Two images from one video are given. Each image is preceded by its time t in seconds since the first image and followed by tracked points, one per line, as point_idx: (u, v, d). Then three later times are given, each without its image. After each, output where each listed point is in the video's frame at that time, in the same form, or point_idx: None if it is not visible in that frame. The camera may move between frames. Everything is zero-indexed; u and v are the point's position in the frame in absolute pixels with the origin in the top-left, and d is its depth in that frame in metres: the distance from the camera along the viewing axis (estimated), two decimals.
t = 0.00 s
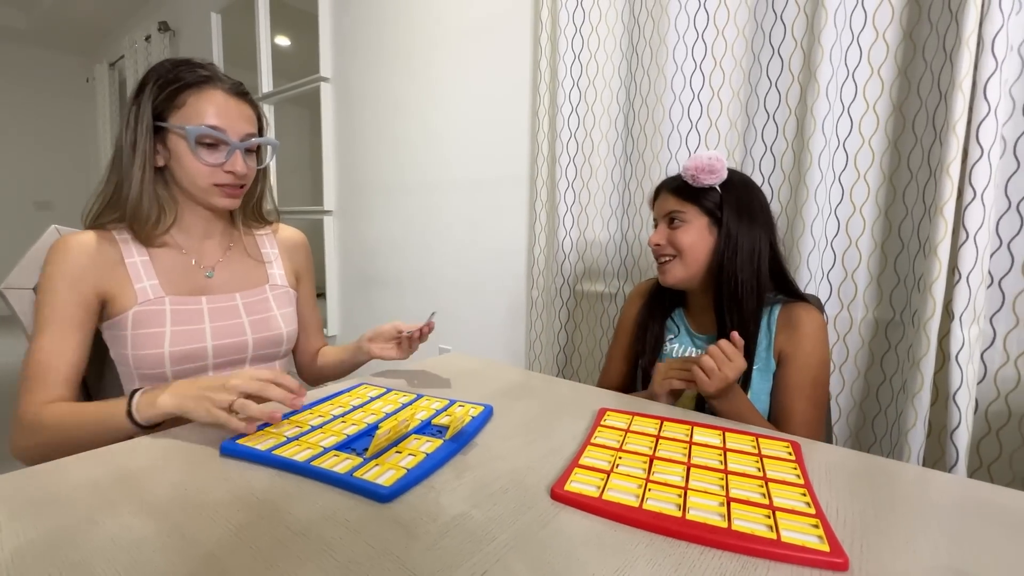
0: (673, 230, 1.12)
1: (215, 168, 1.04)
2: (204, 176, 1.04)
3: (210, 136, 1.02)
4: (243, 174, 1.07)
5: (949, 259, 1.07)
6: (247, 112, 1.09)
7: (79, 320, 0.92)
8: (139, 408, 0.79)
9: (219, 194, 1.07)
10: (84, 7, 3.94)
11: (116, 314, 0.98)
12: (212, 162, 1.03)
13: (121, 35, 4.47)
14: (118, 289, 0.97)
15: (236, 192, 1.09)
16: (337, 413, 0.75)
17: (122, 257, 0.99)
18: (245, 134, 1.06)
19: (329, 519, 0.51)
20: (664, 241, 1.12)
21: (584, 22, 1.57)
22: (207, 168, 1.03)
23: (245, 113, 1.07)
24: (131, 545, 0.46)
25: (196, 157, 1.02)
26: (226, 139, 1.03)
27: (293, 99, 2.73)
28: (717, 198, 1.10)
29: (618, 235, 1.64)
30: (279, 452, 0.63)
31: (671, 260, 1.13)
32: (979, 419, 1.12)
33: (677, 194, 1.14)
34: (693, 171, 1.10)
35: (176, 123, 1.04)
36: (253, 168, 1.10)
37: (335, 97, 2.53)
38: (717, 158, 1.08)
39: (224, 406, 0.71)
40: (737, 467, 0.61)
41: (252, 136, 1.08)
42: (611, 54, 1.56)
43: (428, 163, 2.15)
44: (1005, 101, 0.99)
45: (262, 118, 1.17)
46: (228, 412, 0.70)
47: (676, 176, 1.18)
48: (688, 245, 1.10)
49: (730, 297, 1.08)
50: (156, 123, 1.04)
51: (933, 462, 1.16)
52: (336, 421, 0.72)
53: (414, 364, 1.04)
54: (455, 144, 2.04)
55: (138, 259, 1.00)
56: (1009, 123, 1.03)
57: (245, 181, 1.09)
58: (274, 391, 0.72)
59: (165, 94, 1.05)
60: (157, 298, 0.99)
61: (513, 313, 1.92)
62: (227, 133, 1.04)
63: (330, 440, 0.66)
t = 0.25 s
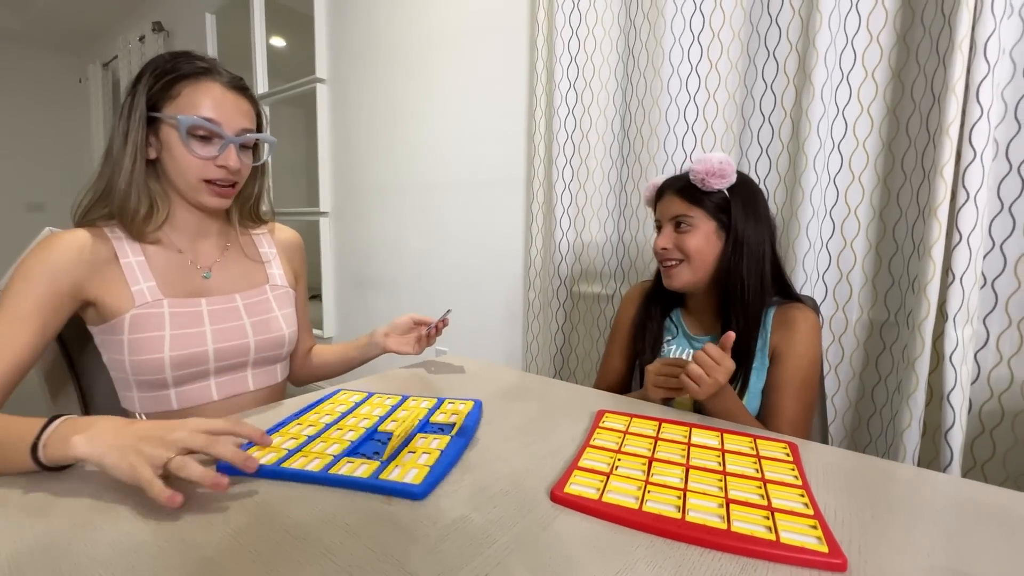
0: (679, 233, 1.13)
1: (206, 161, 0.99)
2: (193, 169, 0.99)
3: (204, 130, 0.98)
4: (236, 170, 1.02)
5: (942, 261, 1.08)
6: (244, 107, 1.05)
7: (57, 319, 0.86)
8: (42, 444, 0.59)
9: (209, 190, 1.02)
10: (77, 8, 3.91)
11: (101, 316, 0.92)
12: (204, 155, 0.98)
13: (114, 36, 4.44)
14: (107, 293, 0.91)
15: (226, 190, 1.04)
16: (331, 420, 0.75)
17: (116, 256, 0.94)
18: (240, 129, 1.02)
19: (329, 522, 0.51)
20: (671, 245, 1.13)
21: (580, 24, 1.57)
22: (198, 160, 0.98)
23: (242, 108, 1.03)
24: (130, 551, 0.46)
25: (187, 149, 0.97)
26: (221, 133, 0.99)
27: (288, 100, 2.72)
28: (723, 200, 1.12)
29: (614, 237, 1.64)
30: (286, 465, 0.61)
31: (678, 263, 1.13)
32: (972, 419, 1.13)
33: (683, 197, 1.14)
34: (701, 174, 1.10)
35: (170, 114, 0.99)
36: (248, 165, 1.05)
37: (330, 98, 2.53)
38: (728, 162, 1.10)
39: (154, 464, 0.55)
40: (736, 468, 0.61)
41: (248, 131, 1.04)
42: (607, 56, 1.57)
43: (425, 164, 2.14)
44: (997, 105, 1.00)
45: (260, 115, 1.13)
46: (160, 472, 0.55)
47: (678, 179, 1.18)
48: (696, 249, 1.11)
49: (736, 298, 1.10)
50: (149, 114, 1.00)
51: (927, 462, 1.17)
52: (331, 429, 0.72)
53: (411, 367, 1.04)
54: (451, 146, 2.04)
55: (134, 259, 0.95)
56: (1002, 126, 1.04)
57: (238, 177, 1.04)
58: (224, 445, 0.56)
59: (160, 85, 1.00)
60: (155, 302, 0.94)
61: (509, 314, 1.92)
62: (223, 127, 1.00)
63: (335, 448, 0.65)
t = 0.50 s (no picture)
0: (680, 238, 1.13)
1: (216, 172, 0.96)
2: (203, 179, 0.96)
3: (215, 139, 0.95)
4: (245, 180, 1.00)
5: (934, 265, 1.09)
6: (253, 114, 1.02)
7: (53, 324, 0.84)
8: (32, 459, 0.55)
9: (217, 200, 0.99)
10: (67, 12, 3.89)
11: (97, 323, 0.91)
12: (214, 166, 0.96)
13: (105, 40, 4.41)
14: (107, 299, 0.90)
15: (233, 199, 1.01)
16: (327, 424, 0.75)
17: (116, 262, 0.92)
18: (250, 138, 1.00)
19: (323, 533, 0.50)
20: (672, 250, 1.13)
21: (574, 30, 1.58)
22: (208, 171, 0.96)
23: (252, 116, 1.01)
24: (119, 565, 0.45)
25: (198, 159, 0.95)
26: (231, 142, 0.96)
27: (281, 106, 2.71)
28: (723, 203, 1.13)
29: (609, 241, 1.64)
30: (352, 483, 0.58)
31: (679, 268, 1.13)
32: (966, 422, 1.13)
33: (682, 201, 1.14)
34: (702, 176, 1.11)
35: (178, 121, 0.96)
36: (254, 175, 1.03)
37: (324, 103, 2.52)
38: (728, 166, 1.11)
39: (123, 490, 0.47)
40: (734, 474, 0.61)
41: (256, 141, 1.01)
42: (601, 62, 1.57)
43: (419, 169, 2.14)
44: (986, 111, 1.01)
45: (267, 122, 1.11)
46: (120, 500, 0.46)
47: (674, 182, 1.18)
48: (697, 254, 1.11)
49: (734, 301, 1.12)
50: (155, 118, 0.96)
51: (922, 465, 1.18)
52: (325, 434, 0.72)
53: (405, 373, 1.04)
54: (445, 151, 2.04)
55: (134, 265, 0.93)
56: (990, 132, 1.05)
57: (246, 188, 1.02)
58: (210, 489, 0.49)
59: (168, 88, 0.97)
60: (155, 310, 0.93)
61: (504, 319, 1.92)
62: (233, 136, 0.97)
63: (359, 459, 0.64)
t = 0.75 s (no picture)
0: (682, 245, 1.13)
1: (224, 174, 0.95)
2: (210, 181, 0.95)
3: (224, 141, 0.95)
4: (253, 183, 0.99)
5: (932, 263, 1.09)
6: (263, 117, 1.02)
7: (61, 325, 0.82)
8: (79, 438, 0.56)
9: (223, 201, 0.98)
10: (65, 17, 3.89)
11: (100, 325, 0.89)
12: (222, 167, 0.95)
13: (103, 45, 4.42)
14: (112, 299, 0.88)
15: (239, 201, 1.00)
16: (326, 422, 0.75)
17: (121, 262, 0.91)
18: (259, 141, 0.99)
19: (314, 534, 0.50)
20: (673, 257, 1.13)
21: (570, 32, 1.58)
22: (216, 172, 0.95)
23: (262, 119, 1.00)
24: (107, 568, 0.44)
25: (207, 161, 0.94)
26: (241, 145, 0.95)
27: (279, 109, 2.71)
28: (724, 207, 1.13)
29: (606, 242, 1.64)
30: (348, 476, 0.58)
31: (681, 275, 1.14)
32: (965, 421, 1.13)
33: (683, 207, 1.14)
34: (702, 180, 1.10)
35: (188, 122, 0.95)
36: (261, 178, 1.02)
37: (321, 106, 2.52)
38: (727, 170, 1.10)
39: (160, 474, 0.48)
40: (731, 472, 0.61)
41: (265, 144, 1.01)
42: (597, 63, 1.57)
43: (416, 171, 2.13)
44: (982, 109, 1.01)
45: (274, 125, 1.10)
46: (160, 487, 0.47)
47: (673, 187, 1.17)
48: (699, 261, 1.12)
49: (734, 305, 1.12)
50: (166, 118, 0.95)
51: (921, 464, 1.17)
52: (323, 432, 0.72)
53: (400, 374, 1.03)
54: (442, 153, 2.03)
55: (139, 265, 0.92)
56: (987, 130, 1.05)
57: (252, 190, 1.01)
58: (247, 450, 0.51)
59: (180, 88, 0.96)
60: (160, 311, 0.92)
61: (502, 321, 1.91)
62: (244, 138, 0.96)
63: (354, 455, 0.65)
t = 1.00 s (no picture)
0: (683, 260, 1.12)
1: (230, 178, 0.96)
2: (216, 185, 0.96)
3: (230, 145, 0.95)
4: (258, 187, 1.00)
5: (930, 265, 1.09)
6: (265, 120, 1.02)
7: (67, 332, 0.82)
8: (76, 460, 0.55)
9: (229, 205, 0.98)
10: (63, 22, 3.90)
11: (106, 331, 0.89)
12: (228, 171, 0.95)
13: (102, 49, 4.42)
14: (118, 304, 0.88)
15: (245, 204, 1.01)
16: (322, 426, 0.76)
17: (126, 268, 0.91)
18: (263, 144, 1.00)
19: (313, 538, 0.50)
20: (675, 272, 1.12)
21: (568, 35, 1.59)
22: (222, 176, 0.95)
23: (265, 122, 1.01)
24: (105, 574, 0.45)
25: (212, 165, 0.95)
26: (246, 148, 0.96)
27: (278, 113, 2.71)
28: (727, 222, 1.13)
29: (605, 245, 1.64)
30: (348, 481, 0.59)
31: (682, 290, 1.13)
32: (964, 422, 1.13)
33: (686, 222, 1.12)
34: (708, 196, 1.09)
35: (192, 127, 0.95)
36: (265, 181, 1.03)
37: (320, 110, 2.53)
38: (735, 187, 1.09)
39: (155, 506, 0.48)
40: (731, 475, 0.61)
41: (269, 147, 1.01)
42: (595, 66, 1.58)
43: (414, 175, 2.14)
44: (979, 111, 1.01)
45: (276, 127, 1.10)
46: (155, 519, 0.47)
47: (675, 198, 1.16)
48: (701, 277, 1.11)
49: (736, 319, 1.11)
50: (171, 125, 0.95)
51: (921, 466, 1.17)
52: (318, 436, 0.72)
53: (399, 378, 1.03)
54: (441, 157, 2.04)
55: (144, 270, 0.92)
56: (983, 132, 1.06)
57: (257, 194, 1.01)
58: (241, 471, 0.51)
59: (182, 94, 0.95)
60: (166, 317, 0.92)
61: (501, 324, 1.91)
62: (248, 142, 0.97)
63: (354, 458, 0.65)
